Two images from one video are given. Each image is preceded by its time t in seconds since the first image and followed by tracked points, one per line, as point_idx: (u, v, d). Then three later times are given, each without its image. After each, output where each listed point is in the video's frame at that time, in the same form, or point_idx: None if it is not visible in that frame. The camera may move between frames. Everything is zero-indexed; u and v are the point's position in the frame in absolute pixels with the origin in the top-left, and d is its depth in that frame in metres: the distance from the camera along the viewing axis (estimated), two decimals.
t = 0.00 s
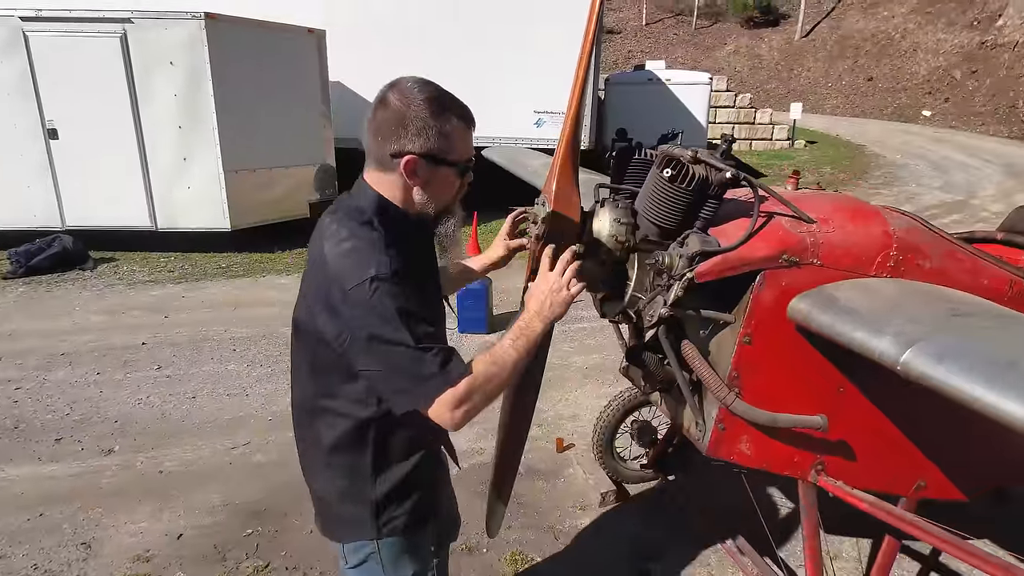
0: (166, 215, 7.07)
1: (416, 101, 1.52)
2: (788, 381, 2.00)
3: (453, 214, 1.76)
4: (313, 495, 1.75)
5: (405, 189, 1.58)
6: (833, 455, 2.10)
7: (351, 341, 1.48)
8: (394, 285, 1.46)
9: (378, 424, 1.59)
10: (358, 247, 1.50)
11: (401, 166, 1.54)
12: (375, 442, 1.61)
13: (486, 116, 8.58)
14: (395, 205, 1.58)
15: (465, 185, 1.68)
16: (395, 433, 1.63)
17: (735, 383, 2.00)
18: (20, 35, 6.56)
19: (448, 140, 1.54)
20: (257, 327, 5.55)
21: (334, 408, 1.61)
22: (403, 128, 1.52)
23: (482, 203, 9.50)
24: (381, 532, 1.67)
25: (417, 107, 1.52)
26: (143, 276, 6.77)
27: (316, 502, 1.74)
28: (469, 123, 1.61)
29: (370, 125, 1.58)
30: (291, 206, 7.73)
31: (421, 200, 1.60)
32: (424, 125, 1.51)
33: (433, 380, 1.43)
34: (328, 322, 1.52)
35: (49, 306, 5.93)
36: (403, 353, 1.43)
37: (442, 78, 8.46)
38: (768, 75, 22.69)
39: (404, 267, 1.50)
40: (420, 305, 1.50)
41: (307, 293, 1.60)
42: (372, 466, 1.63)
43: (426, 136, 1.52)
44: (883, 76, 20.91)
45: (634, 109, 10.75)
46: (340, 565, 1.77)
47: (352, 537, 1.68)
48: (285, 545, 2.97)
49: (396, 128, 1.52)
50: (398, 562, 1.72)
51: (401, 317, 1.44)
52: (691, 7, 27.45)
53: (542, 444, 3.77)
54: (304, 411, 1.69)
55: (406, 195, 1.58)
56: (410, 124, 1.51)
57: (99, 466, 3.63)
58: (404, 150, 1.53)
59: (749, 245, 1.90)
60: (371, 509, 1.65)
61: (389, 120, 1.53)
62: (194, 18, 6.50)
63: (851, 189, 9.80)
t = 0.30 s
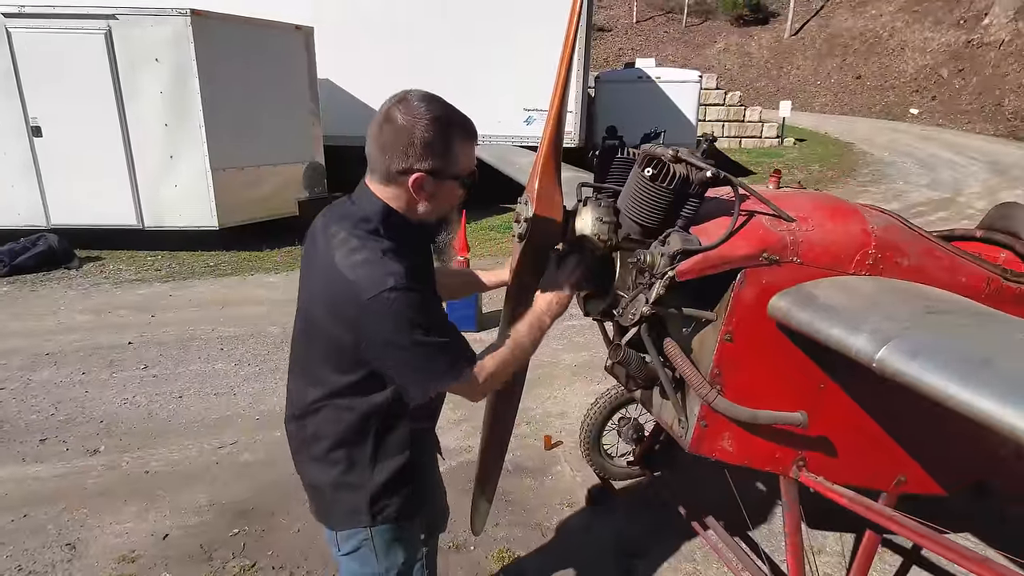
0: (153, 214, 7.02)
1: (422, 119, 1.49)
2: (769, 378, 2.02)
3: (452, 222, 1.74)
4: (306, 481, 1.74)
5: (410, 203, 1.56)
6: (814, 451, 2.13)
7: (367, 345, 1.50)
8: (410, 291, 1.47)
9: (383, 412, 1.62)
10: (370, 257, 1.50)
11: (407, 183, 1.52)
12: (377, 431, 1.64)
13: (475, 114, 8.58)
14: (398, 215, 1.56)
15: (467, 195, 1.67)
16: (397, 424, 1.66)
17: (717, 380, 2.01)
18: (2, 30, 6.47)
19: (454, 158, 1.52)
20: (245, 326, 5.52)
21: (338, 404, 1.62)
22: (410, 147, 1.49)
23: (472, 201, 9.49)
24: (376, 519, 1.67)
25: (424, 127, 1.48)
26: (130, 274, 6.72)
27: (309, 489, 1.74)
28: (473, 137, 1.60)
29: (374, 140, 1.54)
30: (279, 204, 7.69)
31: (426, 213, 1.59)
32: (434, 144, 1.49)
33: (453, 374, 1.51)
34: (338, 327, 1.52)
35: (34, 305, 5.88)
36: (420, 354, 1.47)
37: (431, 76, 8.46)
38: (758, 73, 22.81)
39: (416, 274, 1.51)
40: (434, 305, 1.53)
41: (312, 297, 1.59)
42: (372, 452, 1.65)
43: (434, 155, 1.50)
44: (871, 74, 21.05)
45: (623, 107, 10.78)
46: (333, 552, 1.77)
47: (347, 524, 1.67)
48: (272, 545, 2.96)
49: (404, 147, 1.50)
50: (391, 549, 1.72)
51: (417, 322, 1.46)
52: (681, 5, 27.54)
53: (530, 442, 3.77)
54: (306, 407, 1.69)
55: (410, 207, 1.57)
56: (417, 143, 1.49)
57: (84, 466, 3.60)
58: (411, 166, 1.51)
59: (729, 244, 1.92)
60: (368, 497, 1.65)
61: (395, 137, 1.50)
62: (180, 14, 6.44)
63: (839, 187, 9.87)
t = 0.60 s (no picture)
0: (147, 213, 6.98)
1: (429, 112, 1.47)
2: (768, 376, 2.02)
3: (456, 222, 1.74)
4: (310, 479, 1.73)
5: (418, 196, 1.55)
6: (813, 449, 2.12)
7: (375, 344, 1.48)
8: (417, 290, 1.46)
9: (390, 410, 1.62)
10: (376, 255, 1.48)
11: (416, 175, 1.51)
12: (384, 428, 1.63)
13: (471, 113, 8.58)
14: (404, 209, 1.56)
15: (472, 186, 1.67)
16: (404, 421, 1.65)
17: (716, 378, 2.01)
18: None
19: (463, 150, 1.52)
20: (240, 326, 5.50)
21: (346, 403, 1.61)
22: (418, 140, 1.47)
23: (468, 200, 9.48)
24: (382, 518, 1.66)
25: (430, 119, 1.47)
26: (124, 273, 6.68)
27: (314, 489, 1.72)
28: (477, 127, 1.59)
29: (379, 134, 1.52)
30: (275, 203, 7.66)
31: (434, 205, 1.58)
32: (441, 136, 1.48)
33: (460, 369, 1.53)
34: (345, 326, 1.50)
35: (26, 304, 5.83)
36: (428, 351, 1.47)
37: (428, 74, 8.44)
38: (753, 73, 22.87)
39: (422, 272, 1.50)
40: (440, 301, 1.52)
41: (316, 294, 1.57)
42: (381, 450, 1.64)
43: (443, 148, 1.48)
44: (865, 74, 21.09)
45: (619, 106, 10.78)
46: (337, 551, 1.75)
47: (355, 523, 1.66)
48: (269, 545, 2.95)
49: (412, 140, 1.48)
50: (396, 547, 1.71)
51: (424, 320, 1.46)
52: (677, 5, 27.59)
53: (527, 441, 3.76)
54: (314, 408, 1.67)
55: (417, 200, 1.56)
56: (425, 136, 1.47)
57: (78, 466, 3.58)
58: (419, 160, 1.49)
59: (729, 241, 1.91)
60: (375, 496, 1.64)
61: (401, 132, 1.48)
62: (174, 11, 6.40)
63: (834, 186, 9.88)
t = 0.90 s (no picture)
0: (142, 214, 6.96)
1: (398, 95, 1.49)
2: (763, 373, 2.03)
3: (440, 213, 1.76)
4: (308, 487, 1.73)
5: (395, 182, 1.56)
6: (808, 446, 2.13)
7: (370, 334, 1.48)
8: (409, 273, 1.46)
9: (387, 406, 1.62)
10: (364, 244, 1.48)
11: (390, 160, 1.52)
12: (382, 426, 1.64)
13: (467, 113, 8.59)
14: (385, 198, 1.56)
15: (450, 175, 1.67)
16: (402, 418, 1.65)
17: (711, 374, 2.02)
18: None
19: (437, 132, 1.53)
20: (236, 327, 5.49)
21: (344, 403, 1.60)
22: (389, 123, 1.48)
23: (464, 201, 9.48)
24: (383, 521, 1.66)
25: (401, 102, 1.48)
26: (119, 275, 6.66)
27: (312, 496, 1.72)
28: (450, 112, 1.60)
29: (350, 122, 1.54)
30: (271, 204, 7.64)
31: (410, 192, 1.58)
32: (412, 117, 1.49)
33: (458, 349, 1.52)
34: (339, 319, 1.50)
35: (20, 305, 5.81)
36: (426, 331, 1.47)
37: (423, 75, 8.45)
38: (747, 73, 22.95)
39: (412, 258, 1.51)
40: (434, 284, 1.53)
41: (305, 293, 1.56)
42: (379, 450, 1.65)
43: (416, 129, 1.50)
44: (859, 75, 21.18)
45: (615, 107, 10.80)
46: (331, 559, 1.75)
47: (351, 527, 1.66)
48: (265, 545, 2.94)
49: (383, 124, 1.49)
50: (392, 553, 1.71)
51: (420, 301, 1.46)
52: (672, 6, 27.65)
53: (524, 440, 3.77)
54: (311, 411, 1.67)
55: (395, 188, 1.56)
56: (397, 119, 1.48)
57: (74, 468, 3.57)
58: (392, 144, 1.50)
59: (723, 238, 1.92)
60: (375, 498, 1.65)
61: (370, 117, 1.49)
62: (168, 12, 6.39)
63: (829, 186, 9.91)
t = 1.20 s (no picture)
0: (138, 215, 6.96)
1: (404, 103, 1.51)
2: (756, 370, 2.06)
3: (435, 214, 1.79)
4: (305, 485, 1.75)
5: (394, 188, 1.58)
6: (801, 443, 2.16)
7: (366, 332, 1.50)
8: (405, 272, 1.48)
9: (383, 404, 1.64)
10: (361, 245, 1.50)
11: (389, 166, 1.54)
12: (378, 424, 1.65)
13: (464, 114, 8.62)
14: (383, 201, 1.59)
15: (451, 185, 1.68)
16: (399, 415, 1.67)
17: (705, 372, 2.05)
18: None
19: (438, 143, 1.54)
20: (233, 328, 5.50)
21: (341, 400, 1.62)
22: (390, 129, 1.51)
23: (460, 202, 9.51)
24: (380, 517, 1.69)
25: (404, 110, 1.51)
26: (115, 277, 6.66)
27: (309, 494, 1.74)
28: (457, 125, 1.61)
29: (355, 123, 1.57)
30: (267, 205, 7.65)
31: (409, 198, 1.60)
32: (415, 129, 1.51)
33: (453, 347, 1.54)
34: (336, 317, 1.52)
35: (16, 307, 5.80)
36: (422, 329, 1.49)
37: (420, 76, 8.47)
38: (742, 75, 23.05)
39: (407, 258, 1.53)
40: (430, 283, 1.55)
41: (303, 293, 1.58)
42: (376, 448, 1.67)
43: (417, 139, 1.51)
44: (854, 76, 21.28)
45: (610, 108, 10.84)
46: (328, 555, 1.77)
47: (348, 524, 1.68)
48: (263, 545, 2.96)
49: (384, 130, 1.51)
50: (388, 550, 1.74)
51: (416, 300, 1.48)
52: (667, 8, 27.75)
53: (520, 440, 3.79)
54: (309, 409, 1.69)
55: (395, 193, 1.59)
56: (398, 126, 1.50)
57: (71, 469, 3.57)
58: (393, 150, 1.52)
59: (717, 238, 1.95)
60: (373, 494, 1.67)
61: (375, 122, 1.52)
62: (164, 14, 6.40)
63: (824, 187, 9.97)
